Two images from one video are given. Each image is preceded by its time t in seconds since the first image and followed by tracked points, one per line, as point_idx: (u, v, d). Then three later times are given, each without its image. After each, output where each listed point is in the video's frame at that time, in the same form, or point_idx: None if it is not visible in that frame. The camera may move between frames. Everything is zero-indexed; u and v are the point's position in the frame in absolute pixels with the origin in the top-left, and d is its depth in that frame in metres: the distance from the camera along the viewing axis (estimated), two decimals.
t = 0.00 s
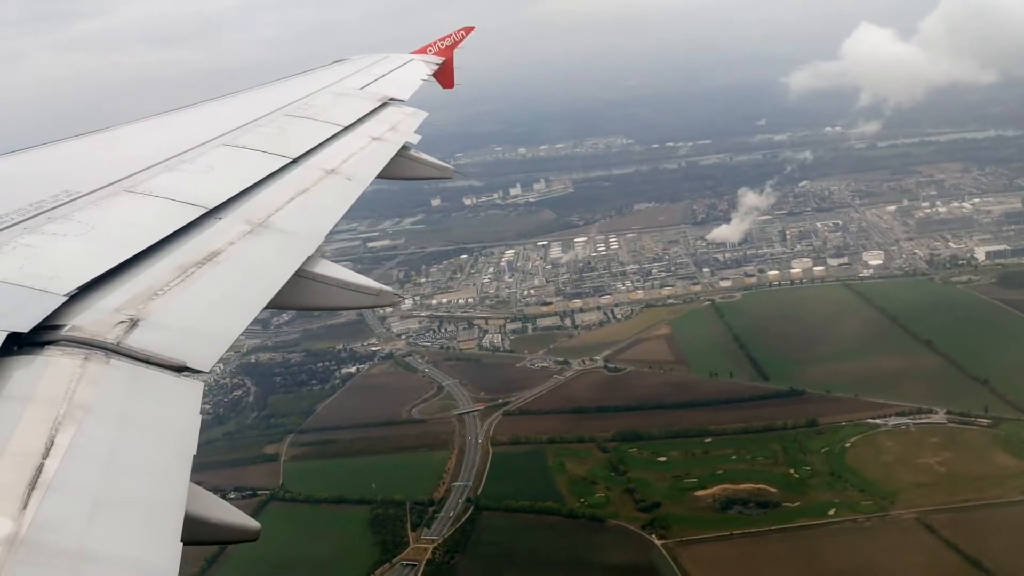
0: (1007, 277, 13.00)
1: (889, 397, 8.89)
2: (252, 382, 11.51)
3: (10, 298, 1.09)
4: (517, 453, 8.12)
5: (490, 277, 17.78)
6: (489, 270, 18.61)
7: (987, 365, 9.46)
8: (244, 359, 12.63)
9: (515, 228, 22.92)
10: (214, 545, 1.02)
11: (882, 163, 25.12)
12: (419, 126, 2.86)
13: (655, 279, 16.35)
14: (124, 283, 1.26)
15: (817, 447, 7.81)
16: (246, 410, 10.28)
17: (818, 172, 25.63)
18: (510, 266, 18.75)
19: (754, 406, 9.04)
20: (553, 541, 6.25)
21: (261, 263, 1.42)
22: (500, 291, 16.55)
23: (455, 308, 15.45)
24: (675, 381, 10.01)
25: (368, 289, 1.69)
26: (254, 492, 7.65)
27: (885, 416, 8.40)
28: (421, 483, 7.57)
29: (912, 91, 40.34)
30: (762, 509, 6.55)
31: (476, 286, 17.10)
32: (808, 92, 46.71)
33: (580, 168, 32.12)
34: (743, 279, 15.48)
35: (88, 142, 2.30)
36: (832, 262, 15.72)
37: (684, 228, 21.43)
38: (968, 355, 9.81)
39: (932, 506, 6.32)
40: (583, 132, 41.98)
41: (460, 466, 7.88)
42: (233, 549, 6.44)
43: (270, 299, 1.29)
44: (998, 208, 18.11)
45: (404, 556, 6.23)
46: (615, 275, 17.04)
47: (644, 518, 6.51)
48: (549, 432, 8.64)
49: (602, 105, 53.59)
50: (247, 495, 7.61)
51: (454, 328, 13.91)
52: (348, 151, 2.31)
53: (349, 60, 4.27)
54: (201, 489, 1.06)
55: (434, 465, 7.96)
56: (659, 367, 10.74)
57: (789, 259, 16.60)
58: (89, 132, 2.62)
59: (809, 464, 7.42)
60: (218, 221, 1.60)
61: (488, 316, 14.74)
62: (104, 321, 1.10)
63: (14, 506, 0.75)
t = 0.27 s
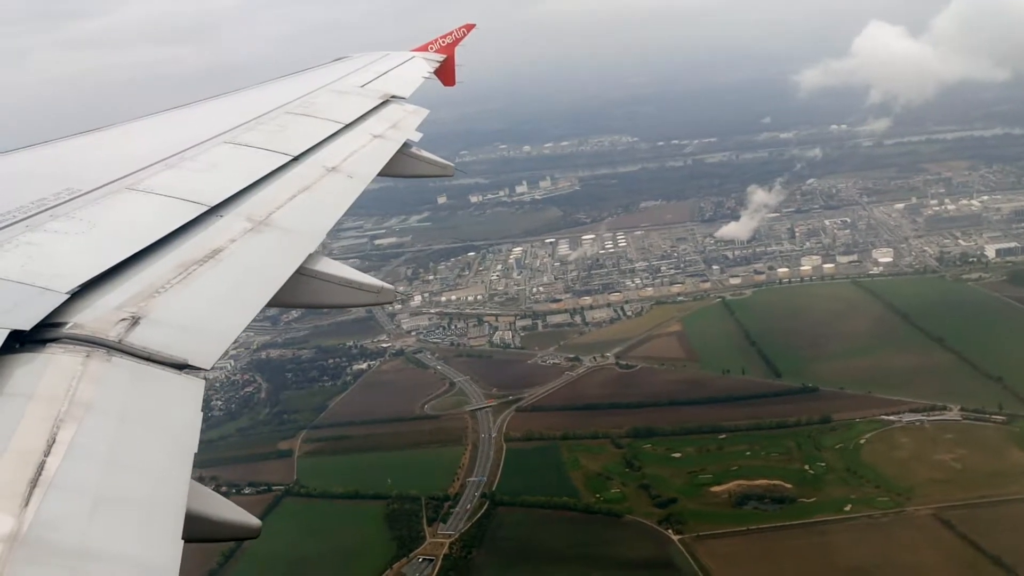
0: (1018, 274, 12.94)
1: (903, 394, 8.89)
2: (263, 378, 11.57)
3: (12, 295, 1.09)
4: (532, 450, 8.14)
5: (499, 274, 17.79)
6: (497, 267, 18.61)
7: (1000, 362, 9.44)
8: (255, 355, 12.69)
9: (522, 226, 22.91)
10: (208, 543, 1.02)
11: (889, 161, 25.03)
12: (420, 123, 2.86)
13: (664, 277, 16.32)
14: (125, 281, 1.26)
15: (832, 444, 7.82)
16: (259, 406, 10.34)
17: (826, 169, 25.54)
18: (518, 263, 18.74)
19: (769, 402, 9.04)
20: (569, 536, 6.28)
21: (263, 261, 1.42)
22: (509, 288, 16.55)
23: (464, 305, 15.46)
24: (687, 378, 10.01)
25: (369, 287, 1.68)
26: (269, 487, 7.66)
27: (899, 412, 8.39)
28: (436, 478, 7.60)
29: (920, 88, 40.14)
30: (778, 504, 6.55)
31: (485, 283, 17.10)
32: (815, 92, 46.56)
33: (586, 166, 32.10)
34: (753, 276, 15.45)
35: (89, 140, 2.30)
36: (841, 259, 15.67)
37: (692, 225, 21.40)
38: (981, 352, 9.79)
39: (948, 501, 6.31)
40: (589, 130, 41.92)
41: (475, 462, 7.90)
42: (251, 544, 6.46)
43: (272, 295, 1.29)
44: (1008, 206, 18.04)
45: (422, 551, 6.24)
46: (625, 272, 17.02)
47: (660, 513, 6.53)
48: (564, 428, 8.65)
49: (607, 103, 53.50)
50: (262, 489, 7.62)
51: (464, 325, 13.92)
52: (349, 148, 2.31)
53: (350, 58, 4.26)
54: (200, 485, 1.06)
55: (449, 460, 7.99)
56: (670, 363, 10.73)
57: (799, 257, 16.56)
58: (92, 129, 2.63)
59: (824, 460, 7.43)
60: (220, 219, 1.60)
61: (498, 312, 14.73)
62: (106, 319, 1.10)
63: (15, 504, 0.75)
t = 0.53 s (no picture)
0: None
1: (915, 391, 8.89)
2: (273, 378, 11.63)
3: (12, 297, 1.09)
4: (545, 449, 8.19)
5: (506, 274, 17.79)
6: (504, 267, 18.61)
7: (1011, 360, 9.43)
8: (265, 355, 12.76)
9: (528, 226, 22.90)
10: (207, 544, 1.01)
11: (894, 160, 24.97)
12: (420, 123, 2.86)
13: (672, 276, 16.31)
14: (128, 283, 1.26)
15: (845, 441, 7.87)
16: (270, 406, 10.40)
17: (831, 168, 25.48)
18: (525, 262, 18.74)
19: (781, 400, 9.06)
20: (585, 534, 6.35)
21: (264, 262, 1.42)
22: (516, 288, 16.55)
23: (472, 305, 15.47)
24: (698, 376, 10.01)
25: (369, 287, 1.68)
26: (282, 487, 7.76)
27: (912, 410, 8.40)
28: (451, 477, 7.68)
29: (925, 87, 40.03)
30: (792, 502, 6.64)
31: (492, 283, 17.11)
32: (819, 91, 46.44)
33: (590, 166, 32.07)
34: (761, 275, 15.42)
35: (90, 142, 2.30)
36: (849, 258, 15.63)
37: (699, 225, 21.37)
38: (992, 350, 9.79)
39: (964, 497, 6.35)
40: (593, 129, 41.88)
41: (488, 462, 7.96)
42: (270, 544, 6.63)
43: (274, 296, 1.29)
44: (1015, 205, 17.99)
45: (438, 549, 6.35)
46: (632, 272, 17.01)
47: (676, 511, 6.60)
48: (577, 427, 8.68)
49: (610, 104, 53.43)
50: (276, 489, 7.75)
51: (473, 325, 13.94)
52: (350, 149, 2.32)
53: (349, 59, 4.26)
54: (200, 487, 1.05)
55: (463, 459, 8.06)
56: (681, 363, 10.73)
57: (806, 256, 16.52)
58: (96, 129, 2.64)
59: (838, 458, 7.49)
60: (221, 219, 1.61)
61: (506, 312, 14.73)
62: (106, 322, 1.10)
63: (17, 506, 0.75)
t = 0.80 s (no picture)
0: None
1: (927, 391, 8.89)
2: (283, 377, 11.70)
3: (12, 296, 1.09)
4: (557, 447, 8.18)
5: (513, 273, 17.80)
6: (511, 266, 18.62)
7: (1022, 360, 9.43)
8: (275, 355, 12.83)
9: (534, 225, 22.90)
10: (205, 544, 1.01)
11: (900, 161, 24.92)
12: (421, 123, 2.86)
13: (680, 276, 16.30)
14: (129, 282, 1.26)
15: (857, 440, 7.86)
16: (281, 404, 10.48)
17: (837, 169, 25.43)
18: (532, 262, 18.75)
19: (793, 399, 9.06)
20: (600, 530, 6.40)
21: (264, 262, 1.42)
22: (524, 287, 16.55)
23: (480, 304, 15.47)
24: (709, 375, 10.00)
25: (370, 287, 1.67)
26: (296, 484, 7.88)
27: (924, 409, 8.40)
28: (463, 474, 7.70)
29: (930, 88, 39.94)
30: (806, 500, 6.68)
31: (500, 282, 17.12)
32: (824, 92, 46.30)
33: (596, 166, 32.05)
34: (769, 275, 15.41)
35: (90, 141, 2.30)
36: (856, 258, 15.60)
37: (706, 225, 21.36)
38: (1003, 350, 9.78)
39: (977, 497, 6.43)
40: (598, 130, 41.84)
41: (500, 459, 7.95)
42: (287, 544, 6.75)
43: (276, 295, 1.29)
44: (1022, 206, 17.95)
45: (452, 546, 6.41)
46: (640, 272, 17.00)
47: (690, 509, 6.61)
48: (588, 425, 8.68)
49: (615, 104, 53.37)
50: (288, 487, 7.83)
51: (482, 324, 13.95)
52: (351, 149, 2.32)
53: (350, 59, 4.27)
54: (200, 486, 1.05)
55: (475, 456, 8.07)
56: (691, 362, 10.72)
57: (814, 256, 16.49)
58: (97, 128, 2.65)
59: (850, 456, 7.50)
60: (222, 219, 1.61)
61: (514, 311, 14.74)
62: (107, 321, 1.10)
63: (18, 506, 0.75)
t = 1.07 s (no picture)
0: None
1: (939, 391, 8.89)
2: (294, 375, 11.74)
3: (11, 295, 1.09)
4: (570, 445, 8.22)
5: (521, 272, 17.79)
6: (518, 265, 18.61)
7: None
8: (284, 352, 12.86)
9: (539, 225, 22.88)
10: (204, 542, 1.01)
11: (905, 162, 24.88)
12: (420, 122, 2.86)
13: (688, 276, 16.29)
14: (128, 281, 1.26)
15: (871, 438, 7.89)
16: (293, 401, 10.58)
17: (842, 169, 25.40)
18: (539, 261, 18.74)
19: (804, 398, 9.08)
20: (615, 527, 6.41)
21: (263, 261, 1.42)
22: (532, 286, 16.54)
23: (488, 303, 15.47)
24: (719, 375, 10.01)
25: (370, 286, 1.67)
26: (310, 481, 7.91)
27: (936, 408, 8.41)
28: (477, 471, 7.72)
29: (935, 89, 39.85)
30: (821, 498, 6.70)
31: (508, 281, 17.11)
32: (830, 92, 46.18)
33: (601, 166, 32.03)
34: (777, 275, 15.39)
35: (89, 140, 2.30)
36: (864, 258, 15.58)
37: (712, 225, 21.34)
38: (1014, 350, 9.78)
39: (993, 495, 6.43)
40: (602, 130, 41.80)
41: (514, 456, 7.99)
42: (303, 540, 6.77)
43: (275, 295, 1.29)
44: None
45: (468, 543, 6.43)
46: (648, 272, 16.99)
47: (705, 506, 6.65)
48: (601, 423, 8.71)
49: (619, 104, 53.32)
50: (303, 484, 7.86)
51: (491, 323, 13.94)
52: (351, 147, 2.32)
53: (349, 58, 4.26)
54: (199, 485, 1.05)
55: (489, 453, 8.09)
56: (702, 360, 10.72)
57: (822, 256, 16.47)
58: (97, 128, 2.65)
59: (864, 454, 7.53)
60: (221, 218, 1.61)
61: (523, 310, 14.73)
62: (107, 319, 1.10)
63: (17, 504, 0.75)
